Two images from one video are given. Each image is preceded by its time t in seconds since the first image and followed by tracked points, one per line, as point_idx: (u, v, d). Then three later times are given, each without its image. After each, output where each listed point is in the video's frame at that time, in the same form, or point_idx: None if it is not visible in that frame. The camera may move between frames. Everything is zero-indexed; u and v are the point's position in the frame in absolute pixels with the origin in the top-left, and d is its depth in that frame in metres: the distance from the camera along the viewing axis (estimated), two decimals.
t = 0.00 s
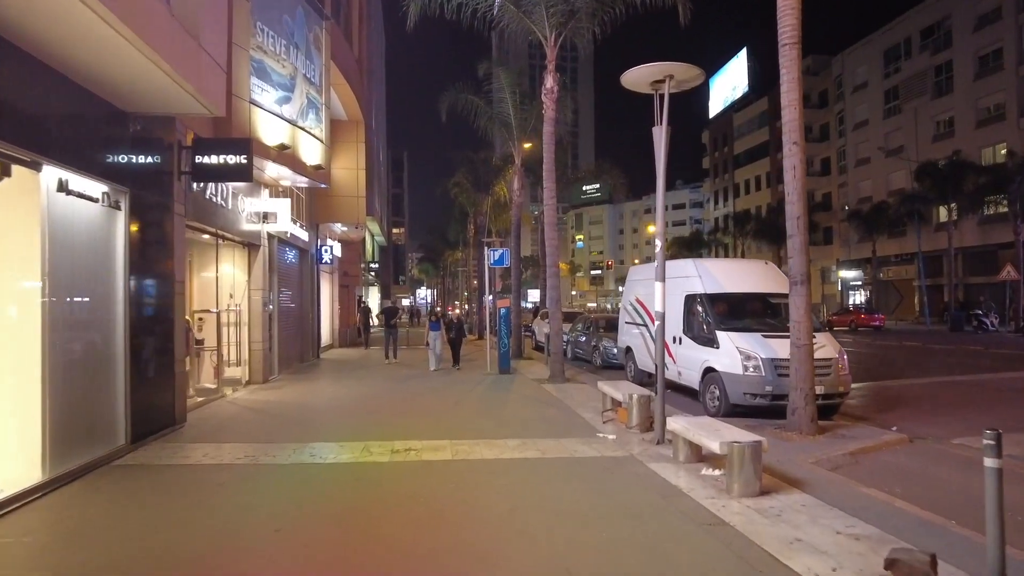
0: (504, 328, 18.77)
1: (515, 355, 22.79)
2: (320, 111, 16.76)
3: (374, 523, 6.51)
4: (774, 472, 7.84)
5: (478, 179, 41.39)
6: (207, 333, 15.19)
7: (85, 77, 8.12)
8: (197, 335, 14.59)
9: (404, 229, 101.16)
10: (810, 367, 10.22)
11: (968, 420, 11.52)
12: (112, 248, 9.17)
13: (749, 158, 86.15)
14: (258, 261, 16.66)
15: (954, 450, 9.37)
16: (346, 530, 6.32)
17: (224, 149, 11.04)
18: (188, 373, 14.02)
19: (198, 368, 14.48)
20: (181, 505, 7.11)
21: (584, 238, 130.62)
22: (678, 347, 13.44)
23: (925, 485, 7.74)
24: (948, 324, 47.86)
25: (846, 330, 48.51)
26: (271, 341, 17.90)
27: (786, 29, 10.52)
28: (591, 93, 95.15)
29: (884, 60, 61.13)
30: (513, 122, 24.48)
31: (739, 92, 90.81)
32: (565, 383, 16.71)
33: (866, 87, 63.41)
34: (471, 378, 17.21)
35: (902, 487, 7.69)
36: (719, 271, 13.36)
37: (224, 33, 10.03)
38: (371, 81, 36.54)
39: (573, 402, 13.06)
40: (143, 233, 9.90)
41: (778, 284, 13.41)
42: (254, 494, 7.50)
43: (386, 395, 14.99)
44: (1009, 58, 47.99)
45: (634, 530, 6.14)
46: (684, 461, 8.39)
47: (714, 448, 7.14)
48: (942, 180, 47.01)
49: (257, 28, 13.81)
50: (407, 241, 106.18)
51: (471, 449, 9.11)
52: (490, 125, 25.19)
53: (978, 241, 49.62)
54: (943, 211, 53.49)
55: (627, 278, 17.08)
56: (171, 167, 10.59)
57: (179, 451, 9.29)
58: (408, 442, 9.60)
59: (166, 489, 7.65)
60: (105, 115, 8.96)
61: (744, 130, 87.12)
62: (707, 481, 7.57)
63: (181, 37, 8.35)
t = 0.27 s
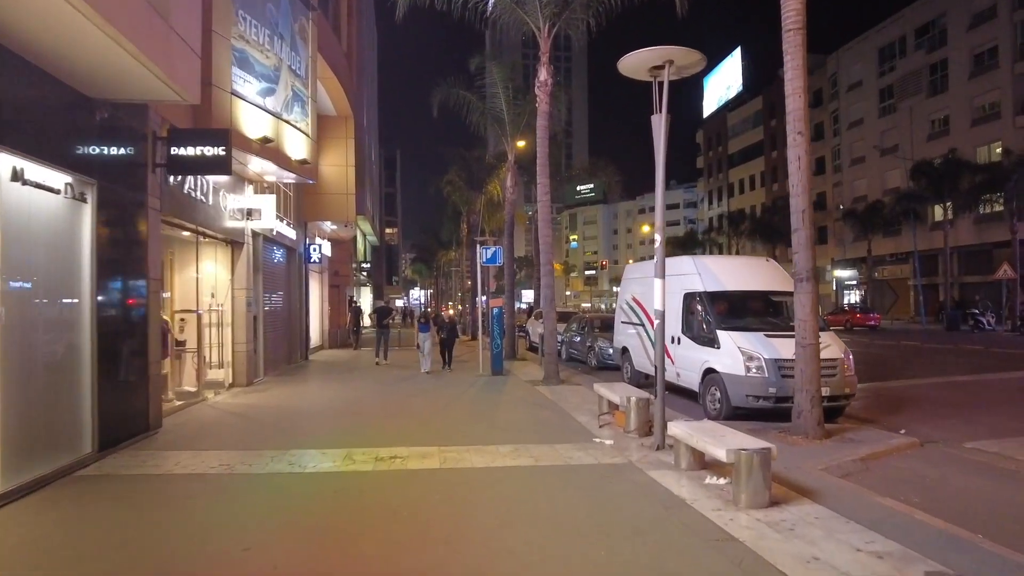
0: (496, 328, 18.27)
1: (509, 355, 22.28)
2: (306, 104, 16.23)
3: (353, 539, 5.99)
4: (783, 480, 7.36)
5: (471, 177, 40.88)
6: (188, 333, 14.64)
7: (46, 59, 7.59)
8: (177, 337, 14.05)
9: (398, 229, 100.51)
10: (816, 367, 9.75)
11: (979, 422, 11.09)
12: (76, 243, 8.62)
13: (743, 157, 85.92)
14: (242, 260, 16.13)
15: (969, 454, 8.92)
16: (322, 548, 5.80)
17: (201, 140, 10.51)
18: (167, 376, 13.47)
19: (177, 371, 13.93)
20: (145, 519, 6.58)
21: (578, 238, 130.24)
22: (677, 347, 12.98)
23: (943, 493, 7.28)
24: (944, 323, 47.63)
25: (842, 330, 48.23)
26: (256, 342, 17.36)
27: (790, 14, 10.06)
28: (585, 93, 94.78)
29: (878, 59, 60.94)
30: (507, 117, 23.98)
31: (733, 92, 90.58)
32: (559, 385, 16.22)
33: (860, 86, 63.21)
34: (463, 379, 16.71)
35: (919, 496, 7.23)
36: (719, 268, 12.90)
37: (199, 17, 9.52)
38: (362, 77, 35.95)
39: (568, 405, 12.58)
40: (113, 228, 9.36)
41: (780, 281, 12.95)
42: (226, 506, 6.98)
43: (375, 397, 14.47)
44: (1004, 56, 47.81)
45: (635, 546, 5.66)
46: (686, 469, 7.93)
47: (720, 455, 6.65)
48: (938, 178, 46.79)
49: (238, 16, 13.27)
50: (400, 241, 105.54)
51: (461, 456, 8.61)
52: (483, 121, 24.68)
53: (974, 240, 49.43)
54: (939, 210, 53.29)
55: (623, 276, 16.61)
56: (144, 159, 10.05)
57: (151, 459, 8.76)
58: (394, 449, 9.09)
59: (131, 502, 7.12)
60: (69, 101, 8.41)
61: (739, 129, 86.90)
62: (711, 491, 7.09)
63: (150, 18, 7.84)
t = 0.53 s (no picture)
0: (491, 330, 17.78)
1: (504, 357, 21.80)
2: (293, 98, 15.69)
3: (336, 564, 5.48)
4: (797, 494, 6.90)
5: (464, 175, 40.36)
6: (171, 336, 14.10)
7: (8, 45, 7.07)
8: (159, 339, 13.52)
9: (390, 229, 99.81)
10: (827, 372, 9.31)
11: (993, 427, 10.67)
12: (42, 242, 8.06)
13: (737, 157, 85.72)
14: (227, 259, 15.58)
15: (988, 463, 8.49)
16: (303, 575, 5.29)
17: (180, 133, 9.97)
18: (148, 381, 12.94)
19: (158, 375, 13.39)
20: (111, 542, 6.05)
21: (572, 238, 129.89)
22: (678, 350, 12.58)
23: (968, 506, 6.83)
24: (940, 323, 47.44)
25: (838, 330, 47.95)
26: (242, 344, 16.82)
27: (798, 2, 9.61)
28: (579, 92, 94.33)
29: (873, 58, 60.75)
30: (501, 114, 23.50)
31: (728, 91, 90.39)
32: (555, 388, 15.77)
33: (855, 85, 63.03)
34: (456, 382, 16.21)
35: (944, 509, 6.77)
36: (722, 268, 12.47)
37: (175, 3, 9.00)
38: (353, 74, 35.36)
39: (565, 410, 12.11)
40: (86, 226, 8.81)
41: (785, 282, 12.52)
42: (200, 526, 6.46)
43: (365, 401, 13.97)
44: (999, 55, 47.64)
45: (645, 571, 5.19)
46: (694, 481, 7.48)
47: (733, 469, 6.18)
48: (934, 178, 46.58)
49: (221, 6, 12.72)
50: (393, 240, 104.86)
51: (454, 467, 8.11)
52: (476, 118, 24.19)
53: (969, 240, 49.25)
54: (934, 209, 53.12)
55: (621, 276, 16.18)
56: (120, 153, 9.50)
57: (125, 470, 8.24)
58: (383, 459, 8.59)
59: (97, 520, 6.61)
60: (36, 90, 7.87)
61: (733, 128, 86.76)
62: (722, 507, 6.62)
63: (121, 1, 7.34)
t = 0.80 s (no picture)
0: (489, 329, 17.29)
1: (502, 358, 21.31)
2: (285, 90, 15.18)
3: None
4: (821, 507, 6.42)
5: (462, 173, 39.85)
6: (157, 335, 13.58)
7: None
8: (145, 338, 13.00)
9: (387, 228, 99.23)
10: (844, 374, 8.83)
11: (1015, 433, 10.20)
12: (11, 234, 7.54)
13: (736, 157, 85.38)
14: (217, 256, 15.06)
15: (1018, 472, 8.01)
16: None
17: (162, 122, 9.44)
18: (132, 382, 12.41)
19: (144, 376, 12.86)
20: (77, 560, 5.54)
21: (570, 238, 129.45)
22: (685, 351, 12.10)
23: (1005, 520, 6.36)
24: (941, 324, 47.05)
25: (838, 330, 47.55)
26: (232, 343, 16.31)
27: None
28: (577, 91, 93.86)
29: (874, 57, 60.36)
30: (500, 109, 23.02)
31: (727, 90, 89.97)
32: (556, 390, 15.28)
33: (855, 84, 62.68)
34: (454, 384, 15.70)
35: (979, 524, 6.29)
36: (731, 266, 11.99)
37: None
38: (349, 70, 34.84)
39: (567, 413, 11.62)
40: (60, 219, 8.28)
41: (796, 280, 12.05)
42: (176, 542, 5.94)
43: (359, 403, 13.46)
44: (1001, 54, 47.27)
45: None
46: (708, 492, 7.01)
47: (756, 481, 5.69)
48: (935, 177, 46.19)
49: None
50: (390, 240, 104.24)
51: (452, 476, 7.61)
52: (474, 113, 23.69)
53: (971, 240, 48.87)
54: (935, 209, 52.75)
55: (624, 274, 15.71)
56: (99, 143, 8.98)
57: (100, 478, 7.72)
58: (376, 466, 8.08)
59: (64, 534, 6.09)
60: (5, 72, 7.35)
61: (732, 128, 86.41)
62: (741, 522, 6.13)
63: None
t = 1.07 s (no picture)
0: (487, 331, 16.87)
1: (500, 359, 20.90)
2: (277, 84, 14.74)
3: None
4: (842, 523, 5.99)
5: (459, 172, 39.41)
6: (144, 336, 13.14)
7: None
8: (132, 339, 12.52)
9: (384, 228, 98.75)
10: (860, 379, 8.39)
11: None
12: None
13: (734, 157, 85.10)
14: (207, 255, 14.58)
15: None
16: None
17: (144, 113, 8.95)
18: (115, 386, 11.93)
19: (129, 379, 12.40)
20: None
21: (568, 238, 129.12)
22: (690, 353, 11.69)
23: None
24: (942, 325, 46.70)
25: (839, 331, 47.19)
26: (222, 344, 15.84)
27: None
28: (575, 91, 93.53)
29: (874, 56, 60.04)
30: (498, 106, 22.60)
31: (726, 90, 89.72)
32: (555, 392, 14.86)
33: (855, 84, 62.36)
34: (450, 387, 15.27)
35: (1012, 540, 5.86)
36: (737, 265, 11.59)
37: None
38: (344, 67, 34.41)
39: (568, 418, 11.18)
40: (32, 214, 7.81)
41: (805, 280, 11.64)
42: (147, 560, 5.49)
43: (352, 405, 13.02)
44: (1003, 53, 46.93)
45: None
46: (719, 505, 6.58)
47: (775, 497, 5.26)
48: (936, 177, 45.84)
49: None
50: (387, 240, 103.80)
51: (447, 488, 7.17)
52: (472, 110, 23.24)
53: (972, 240, 48.53)
54: (936, 209, 52.44)
55: (625, 274, 15.32)
56: (76, 135, 8.51)
57: (72, 489, 7.26)
58: (365, 477, 7.64)
59: (26, 552, 5.63)
60: None
61: (731, 128, 86.13)
62: (757, 539, 5.70)
63: None
